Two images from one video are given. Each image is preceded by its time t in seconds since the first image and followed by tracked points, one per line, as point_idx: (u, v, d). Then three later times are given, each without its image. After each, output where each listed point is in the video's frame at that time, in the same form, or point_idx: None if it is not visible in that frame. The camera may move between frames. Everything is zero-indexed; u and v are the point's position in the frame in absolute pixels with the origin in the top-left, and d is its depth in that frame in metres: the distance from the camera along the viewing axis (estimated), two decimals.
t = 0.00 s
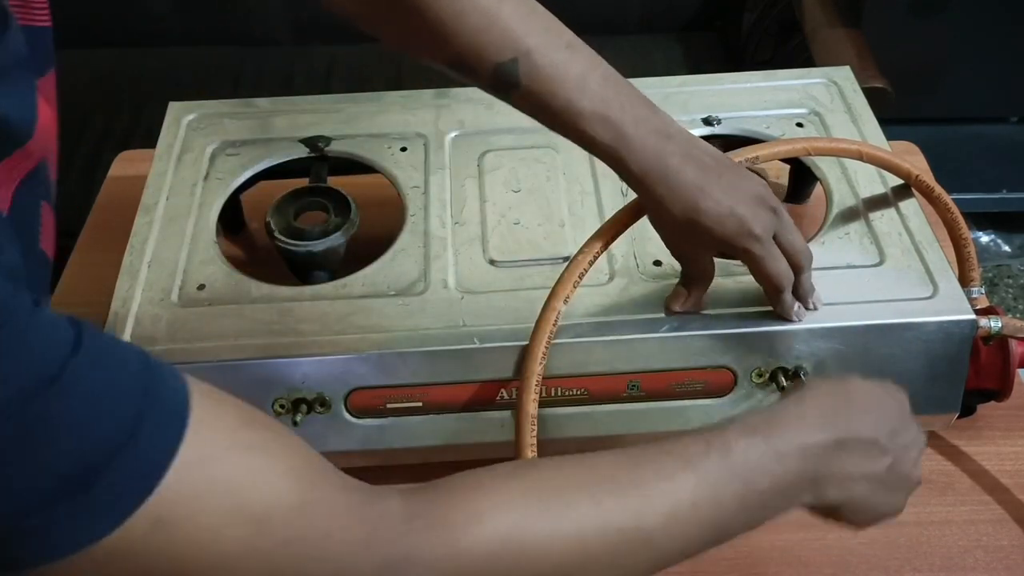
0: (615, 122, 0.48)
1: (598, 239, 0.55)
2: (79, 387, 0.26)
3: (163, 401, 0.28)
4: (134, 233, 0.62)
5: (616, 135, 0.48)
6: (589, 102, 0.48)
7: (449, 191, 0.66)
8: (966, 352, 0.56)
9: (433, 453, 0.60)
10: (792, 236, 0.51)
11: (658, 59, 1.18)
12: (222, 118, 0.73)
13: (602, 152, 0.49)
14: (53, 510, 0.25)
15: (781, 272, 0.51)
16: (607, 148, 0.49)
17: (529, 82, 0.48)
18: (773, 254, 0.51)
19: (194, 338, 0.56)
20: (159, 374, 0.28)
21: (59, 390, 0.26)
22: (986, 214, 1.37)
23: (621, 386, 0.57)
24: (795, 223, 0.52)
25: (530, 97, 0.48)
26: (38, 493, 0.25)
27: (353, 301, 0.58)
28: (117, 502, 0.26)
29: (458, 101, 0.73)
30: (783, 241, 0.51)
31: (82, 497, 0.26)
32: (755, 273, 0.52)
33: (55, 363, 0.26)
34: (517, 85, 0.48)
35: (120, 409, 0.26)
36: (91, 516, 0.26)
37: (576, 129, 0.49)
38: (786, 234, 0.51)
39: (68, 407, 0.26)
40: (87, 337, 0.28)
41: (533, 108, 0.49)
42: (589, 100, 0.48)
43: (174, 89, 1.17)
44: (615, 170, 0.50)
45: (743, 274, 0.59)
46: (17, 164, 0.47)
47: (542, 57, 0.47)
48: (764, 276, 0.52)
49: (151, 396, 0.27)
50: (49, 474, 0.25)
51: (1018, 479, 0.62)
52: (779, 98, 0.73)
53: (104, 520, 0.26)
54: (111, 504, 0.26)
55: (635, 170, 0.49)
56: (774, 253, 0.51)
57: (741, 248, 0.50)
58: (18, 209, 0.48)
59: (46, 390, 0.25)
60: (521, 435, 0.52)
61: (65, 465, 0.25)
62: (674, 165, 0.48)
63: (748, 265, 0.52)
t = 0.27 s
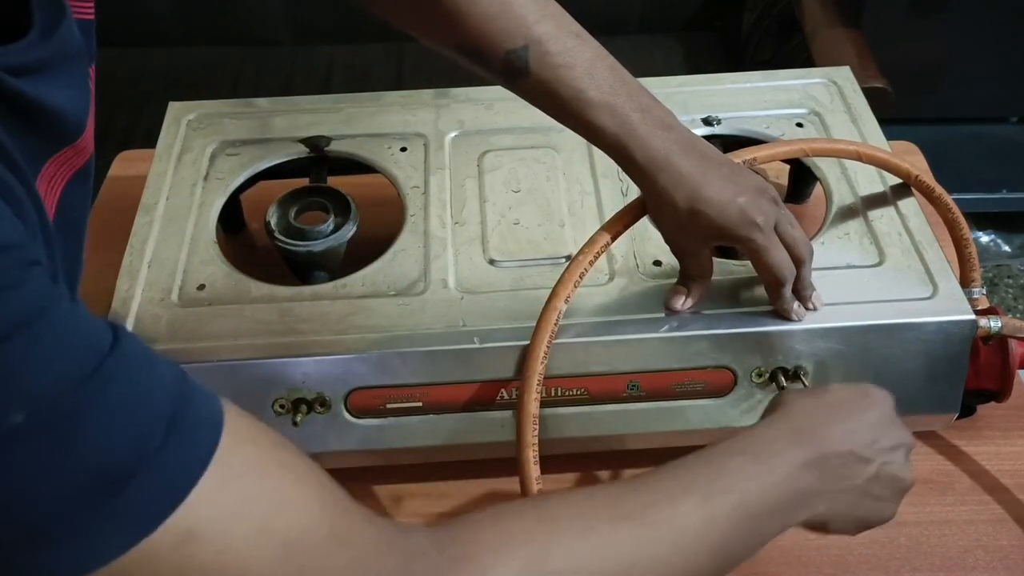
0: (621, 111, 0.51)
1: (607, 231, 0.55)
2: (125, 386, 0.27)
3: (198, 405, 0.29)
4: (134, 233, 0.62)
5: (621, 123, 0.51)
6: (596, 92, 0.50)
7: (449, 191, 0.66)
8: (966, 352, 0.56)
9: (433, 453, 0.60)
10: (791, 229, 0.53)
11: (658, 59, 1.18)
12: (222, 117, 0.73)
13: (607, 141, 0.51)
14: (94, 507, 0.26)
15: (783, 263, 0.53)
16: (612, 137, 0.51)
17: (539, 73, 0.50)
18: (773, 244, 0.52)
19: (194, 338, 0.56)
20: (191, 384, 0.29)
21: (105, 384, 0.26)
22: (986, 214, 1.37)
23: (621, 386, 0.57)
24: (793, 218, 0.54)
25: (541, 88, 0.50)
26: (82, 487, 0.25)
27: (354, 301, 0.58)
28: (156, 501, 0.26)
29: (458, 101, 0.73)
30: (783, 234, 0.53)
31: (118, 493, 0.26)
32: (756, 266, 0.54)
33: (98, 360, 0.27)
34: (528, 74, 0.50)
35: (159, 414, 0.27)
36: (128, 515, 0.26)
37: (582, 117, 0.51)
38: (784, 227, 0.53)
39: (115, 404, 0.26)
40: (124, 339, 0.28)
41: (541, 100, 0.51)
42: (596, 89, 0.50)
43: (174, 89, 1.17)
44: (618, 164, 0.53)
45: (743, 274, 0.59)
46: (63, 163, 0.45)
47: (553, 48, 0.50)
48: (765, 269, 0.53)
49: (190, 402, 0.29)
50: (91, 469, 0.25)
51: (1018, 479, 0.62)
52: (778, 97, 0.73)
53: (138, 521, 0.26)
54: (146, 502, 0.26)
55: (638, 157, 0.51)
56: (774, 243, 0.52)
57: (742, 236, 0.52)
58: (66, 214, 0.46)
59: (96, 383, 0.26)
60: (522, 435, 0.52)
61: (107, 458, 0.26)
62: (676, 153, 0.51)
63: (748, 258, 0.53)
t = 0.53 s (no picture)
0: (620, 110, 0.51)
1: (607, 231, 0.55)
2: (143, 389, 0.27)
3: (224, 414, 0.29)
4: (134, 233, 0.62)
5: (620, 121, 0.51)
6: (596, 90, 0.50)
7: (449, 191, 0.66)
8: (966, 352, 0.56)
9: (433, 453, 0.60)
10: (790, 227, 0.53)
11: (658, 59, 1.18)
12: (221, 117, 0.73)
13: (605, 141, 0.51)
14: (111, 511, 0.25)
15: (783, 262, 0.53)
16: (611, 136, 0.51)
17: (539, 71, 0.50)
18: (773, 242, 0.52)
19: (193, 338, 0.56)
20: (221, 394, 0.29)
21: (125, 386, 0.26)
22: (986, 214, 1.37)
23: (621, 386, 0.57)
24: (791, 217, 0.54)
25: (541, 87, 0.50)
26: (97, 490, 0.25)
27: (354, 301, 0.58)
28: (172, 508, 0.26)
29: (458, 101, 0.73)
30: (782, 232, 0.53)
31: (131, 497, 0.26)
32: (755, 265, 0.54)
33: (120, 362, 0.27)
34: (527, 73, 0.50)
35: (180, 419, 0.27)
36: (143, 519, 0.26)
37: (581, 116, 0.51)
38: (783, 226, 0.53)
39: (132, 405, 0.26)
40: (146, 343, 0.28)
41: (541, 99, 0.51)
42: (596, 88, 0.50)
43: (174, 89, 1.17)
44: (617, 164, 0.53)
45: (744, 274, 0.59)
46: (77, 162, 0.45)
47: (552, 48, 0.50)
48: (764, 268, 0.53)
49: (216, 410, 0.28)
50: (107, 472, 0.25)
51: (1018, 479, 0.62)
52: (778, 97, 0.73)
53: (154, 527, 0.26)
54: (163, 506, 0.26)
55: (638, 157, 0.51)
56: (773, 242, 0.52)
57: (742, 235, 0.52)
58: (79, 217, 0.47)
59: (114, 384, 0.26)
60: (522, 435, 0.52)
61: (126, 462, 0.25)
62: (674, 152, 0.51)
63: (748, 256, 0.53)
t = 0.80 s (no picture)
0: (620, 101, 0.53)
1: (612, 228, 0.56)
2: (285, 323, 0.27)
3: (353, 379, 0.28)
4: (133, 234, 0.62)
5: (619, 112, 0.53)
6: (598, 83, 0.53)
7: (449, 191, 0.66)
8: (965, 352, 0.56)
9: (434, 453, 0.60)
10: (791, 226, 0.54)
11: (658, 59, 1.18)
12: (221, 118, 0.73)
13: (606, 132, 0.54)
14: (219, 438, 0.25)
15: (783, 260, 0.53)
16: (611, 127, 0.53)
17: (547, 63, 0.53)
18: (772, 238, 0.52)
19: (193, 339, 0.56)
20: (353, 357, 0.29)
21: (259, 325, 0.26)
22: (986, 214, 1.37)
23: (621, 385, 0.57)
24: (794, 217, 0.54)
25: (547, 79, 0.54)
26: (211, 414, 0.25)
27: (353, 300, 0.58)
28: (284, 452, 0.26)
29: (458, 101, 0.73)
30: (782, 231, 0.53)
31: (239, 434, 0.25)
32: (756, 265, 0.54)
33: (258, 302, 0.26)
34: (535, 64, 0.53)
35: (306, 368, 0.27)
36: (251, 455, 0.26)
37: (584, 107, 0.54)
38: (783, 224, 0.53)
39: (264, 347, 0.26)
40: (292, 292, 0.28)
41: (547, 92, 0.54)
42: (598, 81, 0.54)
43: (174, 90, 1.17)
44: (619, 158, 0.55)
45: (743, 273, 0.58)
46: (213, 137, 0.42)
47: (557, 40, 0.54)
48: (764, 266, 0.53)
49: (342, 372, 0.28)
50: (227, 396, 0.25)
51: (1018, 478, 0.62)
52: (778, 97, 0.73)
53: (257, 466, 0.26)
54: (271, 450, 0.26)
55: (638, 146, 0.53)
56: (773, 238, 0.53)
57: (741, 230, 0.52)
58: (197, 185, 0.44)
59: (245, 321, 0.26)
60: (522, 434, 0.52)
61: (254, 384, 0.26)
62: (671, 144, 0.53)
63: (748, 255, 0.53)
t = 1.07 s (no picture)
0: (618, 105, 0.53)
1: (609, 230, 0.56)
2: (253, 366, 0.28)
3: (318, 417, 0.29)
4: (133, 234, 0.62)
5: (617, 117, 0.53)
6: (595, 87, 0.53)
7: (449, 191, 0.66)
8: (965, 352, 0.56)
9: (434, 453, 0.60)
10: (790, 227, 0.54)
11: (658, 59, 1.18)
12: (221, 117, 0.73)
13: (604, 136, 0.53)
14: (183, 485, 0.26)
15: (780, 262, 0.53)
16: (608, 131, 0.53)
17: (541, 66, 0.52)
18: (770, 241, 0.53)
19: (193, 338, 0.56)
20: (318, 393, 0.30)
21: (220, 372, 0.27)
22: (986, 214, 1.37)
23: (621, 385, 0.57)
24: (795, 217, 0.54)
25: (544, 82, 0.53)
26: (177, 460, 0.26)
27: (354, 300, 0.58)
28: (253, 496, 0.27)
29: (458, 101, 0.73)
30: (782, 232, 0.53)
31: (199, 479, 0.26)
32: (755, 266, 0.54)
33: (224, 347, 0.27)
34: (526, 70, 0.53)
35: (273, 410, 0.28)
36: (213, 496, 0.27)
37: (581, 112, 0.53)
38: (782, 225, 0.53)
39: (232, 388, 0.27)
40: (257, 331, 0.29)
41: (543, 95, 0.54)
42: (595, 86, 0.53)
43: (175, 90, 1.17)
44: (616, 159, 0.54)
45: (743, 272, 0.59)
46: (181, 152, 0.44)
47: (556, 42, 0.53)
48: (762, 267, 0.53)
49: (309, 409, 0.29)
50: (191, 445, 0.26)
51: (1018, 478, 0.62)
52: (778, 98, 0.73)
53: (227, 510, 0.27)
54: (241, 494, 0.27)
55: (637, 148, 0.52)
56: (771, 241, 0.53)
57: (740, 230, 0.52)
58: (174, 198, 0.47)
59: (210, 368, 0.27)
60: (522, 434, 0.52)
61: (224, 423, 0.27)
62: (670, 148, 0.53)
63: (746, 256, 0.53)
